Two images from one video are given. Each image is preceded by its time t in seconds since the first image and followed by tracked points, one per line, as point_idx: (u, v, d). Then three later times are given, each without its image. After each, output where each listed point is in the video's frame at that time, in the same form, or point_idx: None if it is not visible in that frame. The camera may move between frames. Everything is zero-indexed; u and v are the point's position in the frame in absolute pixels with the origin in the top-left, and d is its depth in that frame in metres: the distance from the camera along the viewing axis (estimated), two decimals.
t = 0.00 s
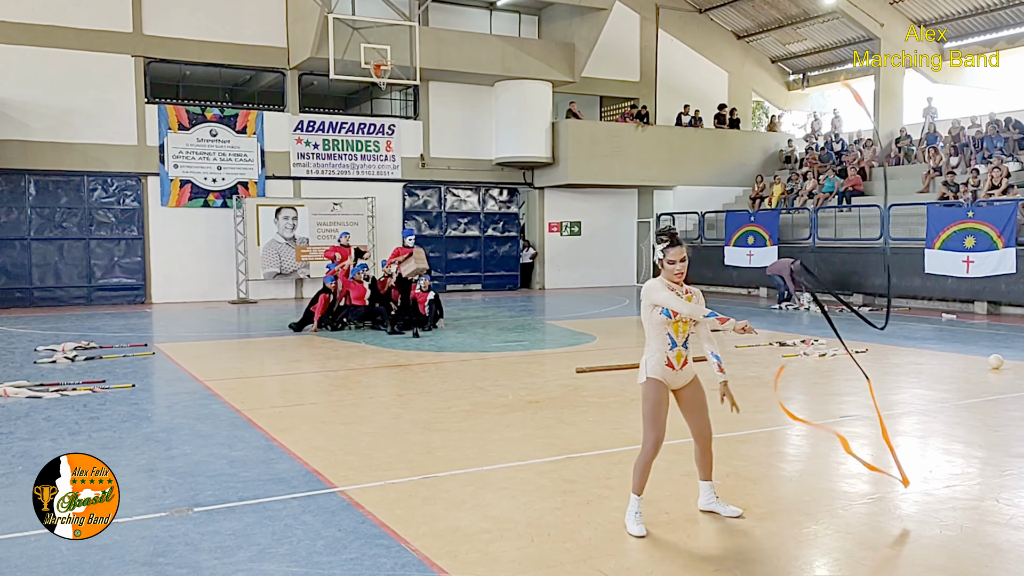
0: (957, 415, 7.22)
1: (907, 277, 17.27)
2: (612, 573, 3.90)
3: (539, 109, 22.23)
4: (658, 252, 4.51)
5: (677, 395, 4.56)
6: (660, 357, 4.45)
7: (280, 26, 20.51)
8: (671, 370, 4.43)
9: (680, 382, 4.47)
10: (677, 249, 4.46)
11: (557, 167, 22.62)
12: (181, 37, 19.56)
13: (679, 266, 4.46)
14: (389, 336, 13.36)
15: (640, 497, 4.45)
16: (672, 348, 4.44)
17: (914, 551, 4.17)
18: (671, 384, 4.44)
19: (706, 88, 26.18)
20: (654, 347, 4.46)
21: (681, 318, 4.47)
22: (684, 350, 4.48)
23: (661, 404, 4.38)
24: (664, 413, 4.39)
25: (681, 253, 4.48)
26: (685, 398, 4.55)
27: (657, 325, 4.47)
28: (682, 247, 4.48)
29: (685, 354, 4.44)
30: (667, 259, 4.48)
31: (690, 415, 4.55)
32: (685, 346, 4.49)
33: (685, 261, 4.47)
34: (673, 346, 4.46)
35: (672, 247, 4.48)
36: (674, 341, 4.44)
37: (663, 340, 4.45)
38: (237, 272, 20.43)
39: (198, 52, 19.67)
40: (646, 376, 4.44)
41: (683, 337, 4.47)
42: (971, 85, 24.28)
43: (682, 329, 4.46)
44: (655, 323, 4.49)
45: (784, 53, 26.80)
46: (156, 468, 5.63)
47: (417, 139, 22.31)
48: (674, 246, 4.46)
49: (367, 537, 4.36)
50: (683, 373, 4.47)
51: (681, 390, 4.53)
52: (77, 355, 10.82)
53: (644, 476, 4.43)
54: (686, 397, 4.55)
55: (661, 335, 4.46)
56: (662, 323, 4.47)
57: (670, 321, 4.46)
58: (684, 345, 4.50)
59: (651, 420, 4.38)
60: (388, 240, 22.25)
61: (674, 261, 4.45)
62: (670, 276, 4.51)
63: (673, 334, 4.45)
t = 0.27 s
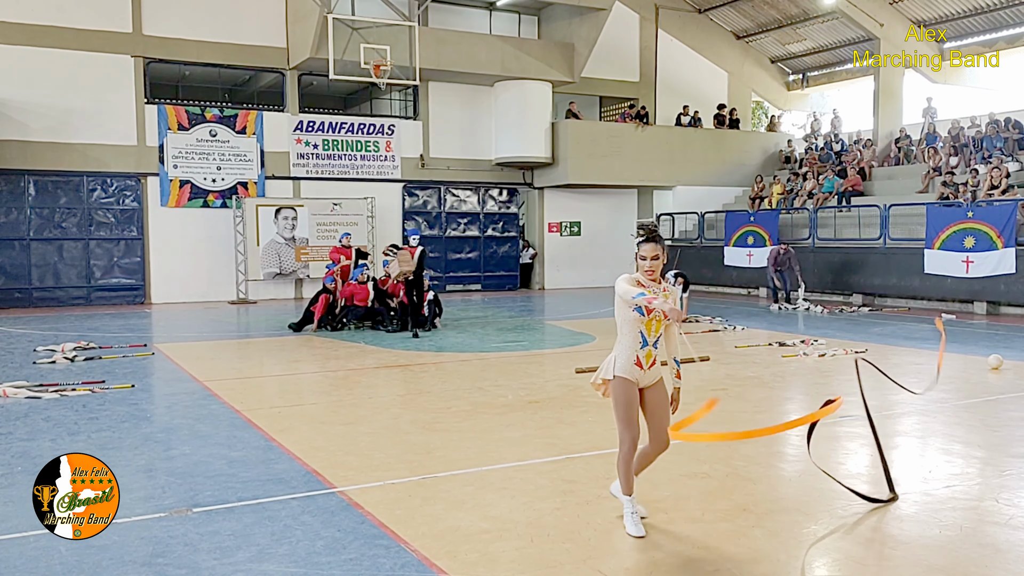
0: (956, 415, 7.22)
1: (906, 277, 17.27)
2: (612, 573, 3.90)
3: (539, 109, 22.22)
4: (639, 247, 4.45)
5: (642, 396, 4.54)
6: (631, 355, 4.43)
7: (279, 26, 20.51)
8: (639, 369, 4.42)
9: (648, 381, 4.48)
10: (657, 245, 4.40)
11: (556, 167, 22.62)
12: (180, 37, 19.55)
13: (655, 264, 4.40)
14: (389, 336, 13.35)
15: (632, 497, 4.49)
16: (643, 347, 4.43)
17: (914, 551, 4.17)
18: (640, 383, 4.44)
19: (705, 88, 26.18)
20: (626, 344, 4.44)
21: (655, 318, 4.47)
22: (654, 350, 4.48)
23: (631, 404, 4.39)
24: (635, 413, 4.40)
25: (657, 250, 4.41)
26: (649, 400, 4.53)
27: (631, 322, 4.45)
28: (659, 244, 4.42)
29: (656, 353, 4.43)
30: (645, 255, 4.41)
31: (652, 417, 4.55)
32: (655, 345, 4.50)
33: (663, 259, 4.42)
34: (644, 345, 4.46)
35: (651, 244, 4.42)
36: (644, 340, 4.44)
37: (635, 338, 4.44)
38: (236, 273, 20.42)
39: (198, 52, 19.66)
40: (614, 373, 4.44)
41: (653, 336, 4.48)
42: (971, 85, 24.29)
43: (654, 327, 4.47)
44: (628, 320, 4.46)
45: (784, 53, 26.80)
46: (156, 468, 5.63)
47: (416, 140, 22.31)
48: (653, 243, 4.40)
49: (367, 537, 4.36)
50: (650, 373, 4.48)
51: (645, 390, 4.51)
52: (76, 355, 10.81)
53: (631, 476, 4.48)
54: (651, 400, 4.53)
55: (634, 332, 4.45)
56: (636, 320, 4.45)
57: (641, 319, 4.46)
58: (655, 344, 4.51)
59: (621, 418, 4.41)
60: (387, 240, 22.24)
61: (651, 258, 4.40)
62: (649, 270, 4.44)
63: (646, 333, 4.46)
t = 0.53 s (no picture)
0: (955, 415, 7.22)
1: (906, 277, 17.27)
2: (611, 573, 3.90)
3: (539, 109, 22.23)
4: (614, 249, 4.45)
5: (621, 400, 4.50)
6: (608, 359, 4.40)
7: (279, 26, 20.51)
8: (619, 373, 4.40)
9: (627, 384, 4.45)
10: (631, 247, 4.38)
11: (556, 167, 22.64)
12: (180, 37, 19.56)
13: (627, 266, 4.42)
14: (388, 336, 13.36)
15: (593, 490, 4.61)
16: (619, 350, 4.39)
17: (913, 551, 4.17)
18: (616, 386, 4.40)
19: (704, 88, 26.19)
20: (602, 348, 4.41)
21: (627, 320, 4.46)
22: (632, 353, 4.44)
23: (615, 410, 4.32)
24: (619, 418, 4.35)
25: (631, 252, 4.40)
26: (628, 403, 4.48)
27: (604, 326, 4.42)
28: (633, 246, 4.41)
29: (634, 357, 4.40)
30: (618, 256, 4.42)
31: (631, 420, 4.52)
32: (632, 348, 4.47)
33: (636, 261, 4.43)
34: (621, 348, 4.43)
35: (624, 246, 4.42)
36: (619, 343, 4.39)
37: (610, 342, 4.40)
38: (236, 273, 20.42)
39: (197, 52, 19.67)
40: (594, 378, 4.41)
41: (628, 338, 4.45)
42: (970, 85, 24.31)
43: (630, 331, 4.46)
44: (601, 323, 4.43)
45: (783, 53, 26.80)
46: (155, 468, 5.63)
47: (416, 140, 22.31)
48: (626, 244, 4.39)
49: (366, 537, 4.36)
50: (630, 377, 4.46)
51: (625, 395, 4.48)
52: (76, 355, 10.82)
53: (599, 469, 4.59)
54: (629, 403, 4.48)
55: (608, 336, 4.41)
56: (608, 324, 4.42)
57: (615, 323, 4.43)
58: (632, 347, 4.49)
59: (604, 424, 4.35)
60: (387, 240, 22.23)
61: (625, 260, 4.40)
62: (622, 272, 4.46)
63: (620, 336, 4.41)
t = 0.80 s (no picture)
0: (955, 415, 7.22)
1: (906, 277, 17.27)
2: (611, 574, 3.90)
3: (539, 109, 22.23)
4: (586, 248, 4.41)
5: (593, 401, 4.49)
6: (578, 360, 4.39)
7: (279, 26, 20.52)
8: (589, 373, 4.37)
9: (599, 385, 4.42)
10: (598, 247, 4.29)
11: (555, 167, 22.65)
12: (180, 38, 19.55)
13: (597, 266, 4.33)
14: (388, 336, 13.36)
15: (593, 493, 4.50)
16: (590, 351, 4.37)
17: (913, 551, 4.17)
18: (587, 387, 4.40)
19: (704, 88, 26.19)
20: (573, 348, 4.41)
21: (598, 321, 4.39)
22: (604, 354, 4.39)
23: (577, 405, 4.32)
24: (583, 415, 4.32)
25: (602, 254, 4.32)
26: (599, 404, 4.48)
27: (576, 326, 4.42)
28: (605, 247, 4.31)
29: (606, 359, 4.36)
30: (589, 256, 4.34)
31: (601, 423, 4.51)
32: (604, 349, 4.41)
33: (608, 261, 4.35)
34: (592, 349, 4.39)
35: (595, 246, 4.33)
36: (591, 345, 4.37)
37: (581, 343, 4.39)
38: (235, 273, 20.41)
39: (197, 52, 19.66)
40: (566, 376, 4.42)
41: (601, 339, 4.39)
42: (970, 85, 24.31)
43: (601, 331, 4.39)
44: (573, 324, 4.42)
45: (783, 53, 26.80)
46: (154, 468, 5.63)
47: (416, 140, 22.31)
48: (597, 244, 4.29)
49: (365, 538, 4.36)
50: (604, 378, 4.42)
51: (599, 394, 4.46)
52: (75, 356, 10.82)
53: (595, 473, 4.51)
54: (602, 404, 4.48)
55: (579, 337, 4.40)
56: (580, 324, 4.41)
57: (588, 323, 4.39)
58: (605, 348, 4.42)
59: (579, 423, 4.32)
60: (387, 240, 22.21)
61: (596, 260, 4.33)
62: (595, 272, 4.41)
63: (591, 337, 4.38)
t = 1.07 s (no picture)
0: (955, 415, 7.22)
1: (905, 277, 17.28)
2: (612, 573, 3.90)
3: (539, 109, 22.23)
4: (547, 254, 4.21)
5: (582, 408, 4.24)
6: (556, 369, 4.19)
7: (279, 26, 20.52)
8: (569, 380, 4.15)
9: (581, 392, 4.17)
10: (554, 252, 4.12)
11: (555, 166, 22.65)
12: (180, 38, 19.55)
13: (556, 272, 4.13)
14: (388, 336, 13.36)
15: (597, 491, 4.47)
16: (565, 358, 4.15)
17: (913, 550, 4.17)
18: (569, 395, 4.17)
19: (704, 88, 26.20)
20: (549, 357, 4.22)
21: (568, 330, 4.14)
22: (581, 359, 4.15)
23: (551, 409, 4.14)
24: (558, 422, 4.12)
25: (560, 258, 4.12)
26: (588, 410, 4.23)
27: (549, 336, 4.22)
28: (562, 250, 4.11)
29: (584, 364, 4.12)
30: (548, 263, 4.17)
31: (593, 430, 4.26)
32: (580, 354, 4.15)
33: (568, 264, 4.14)
34: (567, 356, 4.16)
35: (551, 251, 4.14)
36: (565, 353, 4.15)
37: (556, 352, 4.19)
38: (235, 273, 20.41)
39: (197, 52, 19.67)
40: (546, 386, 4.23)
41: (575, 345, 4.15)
42: (970, 85, 24.31)
43: (574, 338, 4.15)
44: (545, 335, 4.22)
45: (783, 53, 26.81)
46: (154, 468, 5.63)
47: (415, 140, 22.31)
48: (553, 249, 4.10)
49: (365, 537, 4.36)
50: (586, 383, 4.16)
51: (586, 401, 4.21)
52: (75, 356, 10.81)
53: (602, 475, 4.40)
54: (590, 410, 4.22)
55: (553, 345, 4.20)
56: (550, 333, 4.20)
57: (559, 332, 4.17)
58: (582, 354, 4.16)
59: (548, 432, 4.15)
60: (387, 240, 22.21)
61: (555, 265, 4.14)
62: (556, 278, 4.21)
63: (564, 344, 4.16)
